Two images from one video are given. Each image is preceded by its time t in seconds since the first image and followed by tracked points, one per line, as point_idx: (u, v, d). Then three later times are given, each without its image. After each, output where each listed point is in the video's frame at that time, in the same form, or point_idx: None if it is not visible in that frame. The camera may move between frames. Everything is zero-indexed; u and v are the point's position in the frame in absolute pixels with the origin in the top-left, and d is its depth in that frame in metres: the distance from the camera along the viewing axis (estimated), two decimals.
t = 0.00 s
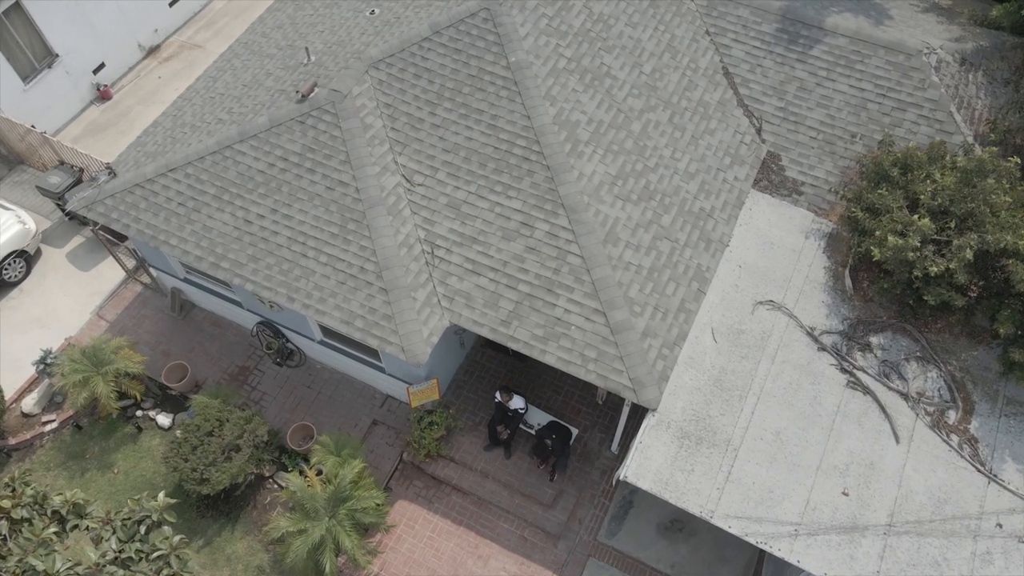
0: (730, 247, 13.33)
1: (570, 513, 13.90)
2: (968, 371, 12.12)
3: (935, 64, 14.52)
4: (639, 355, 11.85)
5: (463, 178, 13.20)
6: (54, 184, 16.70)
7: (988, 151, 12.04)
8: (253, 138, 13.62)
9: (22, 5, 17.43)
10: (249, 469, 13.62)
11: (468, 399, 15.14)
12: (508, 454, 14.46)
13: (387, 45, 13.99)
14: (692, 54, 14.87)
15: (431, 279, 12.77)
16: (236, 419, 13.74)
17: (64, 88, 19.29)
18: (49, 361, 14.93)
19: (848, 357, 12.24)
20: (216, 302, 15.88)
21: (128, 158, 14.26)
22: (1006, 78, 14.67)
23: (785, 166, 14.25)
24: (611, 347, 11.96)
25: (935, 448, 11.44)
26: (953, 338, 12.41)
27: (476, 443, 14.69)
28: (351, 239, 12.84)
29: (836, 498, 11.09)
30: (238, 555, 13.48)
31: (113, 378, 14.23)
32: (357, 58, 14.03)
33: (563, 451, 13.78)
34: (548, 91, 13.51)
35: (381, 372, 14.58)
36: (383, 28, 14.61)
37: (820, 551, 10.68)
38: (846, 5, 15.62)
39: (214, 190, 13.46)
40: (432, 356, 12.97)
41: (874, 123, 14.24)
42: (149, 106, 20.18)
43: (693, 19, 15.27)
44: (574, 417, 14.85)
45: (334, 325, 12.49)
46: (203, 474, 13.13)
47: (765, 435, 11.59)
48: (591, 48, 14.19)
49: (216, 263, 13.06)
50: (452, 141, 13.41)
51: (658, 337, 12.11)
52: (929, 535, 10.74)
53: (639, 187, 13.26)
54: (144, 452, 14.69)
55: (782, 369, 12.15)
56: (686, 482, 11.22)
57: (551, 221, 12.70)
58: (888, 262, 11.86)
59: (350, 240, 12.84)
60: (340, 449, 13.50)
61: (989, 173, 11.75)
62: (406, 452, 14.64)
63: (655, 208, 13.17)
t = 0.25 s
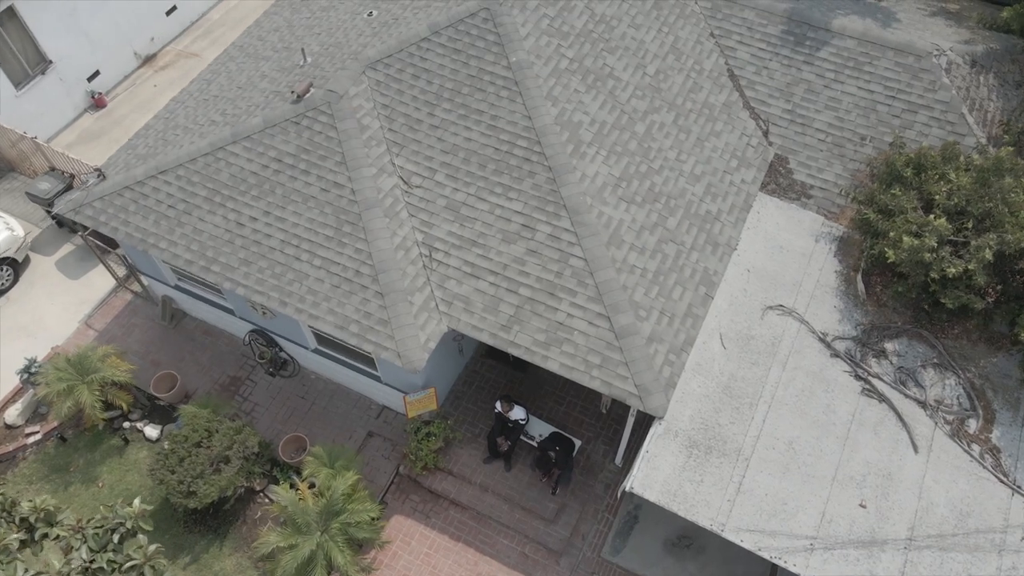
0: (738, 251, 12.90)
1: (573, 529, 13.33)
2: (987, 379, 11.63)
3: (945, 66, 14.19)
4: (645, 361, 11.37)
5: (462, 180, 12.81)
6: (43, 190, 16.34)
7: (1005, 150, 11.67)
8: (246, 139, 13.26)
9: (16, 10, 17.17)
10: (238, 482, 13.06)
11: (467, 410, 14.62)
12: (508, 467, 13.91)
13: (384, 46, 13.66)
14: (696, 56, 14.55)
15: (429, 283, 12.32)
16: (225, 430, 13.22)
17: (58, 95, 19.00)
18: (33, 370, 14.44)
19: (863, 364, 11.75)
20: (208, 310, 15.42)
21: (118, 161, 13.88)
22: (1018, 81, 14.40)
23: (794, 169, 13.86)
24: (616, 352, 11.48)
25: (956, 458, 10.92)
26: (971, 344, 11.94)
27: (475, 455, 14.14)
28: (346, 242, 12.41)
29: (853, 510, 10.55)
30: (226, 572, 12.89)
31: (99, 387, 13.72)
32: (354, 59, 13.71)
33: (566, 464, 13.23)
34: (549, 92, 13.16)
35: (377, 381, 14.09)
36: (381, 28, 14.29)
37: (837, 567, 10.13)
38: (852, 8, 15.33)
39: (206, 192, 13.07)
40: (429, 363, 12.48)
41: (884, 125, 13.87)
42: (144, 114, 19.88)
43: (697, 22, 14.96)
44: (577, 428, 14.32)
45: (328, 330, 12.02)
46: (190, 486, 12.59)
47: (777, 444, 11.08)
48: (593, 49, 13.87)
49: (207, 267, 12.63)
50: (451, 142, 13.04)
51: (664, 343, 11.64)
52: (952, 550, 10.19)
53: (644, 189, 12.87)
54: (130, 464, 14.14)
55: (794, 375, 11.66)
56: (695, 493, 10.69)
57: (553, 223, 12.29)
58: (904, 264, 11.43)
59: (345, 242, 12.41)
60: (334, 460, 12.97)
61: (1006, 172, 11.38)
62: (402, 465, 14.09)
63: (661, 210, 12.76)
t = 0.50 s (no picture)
0: (745, 253, 12.59)
1: (576, 540, 12.91)
2: (1003, 384, 11.26)
3: (953, 67, 13.94)
4: (649, 364, 11.03)
5: (461, 180, 12.52)
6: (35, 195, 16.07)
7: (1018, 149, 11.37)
8: (241, 139, 12.99)
9: (11, 14, 16.98)
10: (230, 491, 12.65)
11: (466, 417, 14.24)
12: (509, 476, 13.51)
13: (383, 45, 13.43)
14: (700, 57, 14.30)
15: (427, 285, 12.00)
16: (217, 437, 12.83)
17: (54, 100, 18.78)
18: (20, 377, 14.08)
19: (874, 368, 11.39)
20: (201, 316, 15.09)
21: (111, 162, 13.61)
22: None
23: (800, 171, 13.58)
24: (620, 356, 11.14)
25: (973, 465, 10.53)
26: (985, 348, 11.60)
27: (475, 464, 13.75)
28: (342, 243, 12.10)
29: (867, 519, 10.16)
30: None
31: (87, 393, 13.36)
32: (352, 59, 13.47)
33: (568, 472, 12.83)
34: (551, 91, 12.90)
35: (374, 388, 13.72)
36: (379, 29, 14.07)
37: None
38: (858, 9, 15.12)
39: (200, 193, 12.78)
40: (427, 367, 12.12)
41: (892, 126, 13.60)
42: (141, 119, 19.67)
43: (700, 23, 14.75)
44: (579, 437, 13.95)
45: (323, 333, 11.68)
46: (180, 496, 12.19)
47: (787, 450, 10.69)
48: (595, 49, 13.63)
49: (200, 269, 12.31)
50: (451, 142, 12.77)
51: (669, 346, 11.30)
52: (970, 561, 9.79)
53: (647, 189, 12.57)
54: (120, 473, 13.74)
55: (803, 380, 11.30)
56: (702, 501, 10.29)
57: (555, 223, 11.98)
58: (916, 265, 11.10)
59: (341, 244, 12.10)
60: (329, 469, 12.58)
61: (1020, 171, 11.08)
62: (399, 474, 13.69)
63: (665, 211, 12.46)
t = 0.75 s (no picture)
0: (751, 255, 12.29)
1: (578, 551, 12.50)
2: (1019, 388, 10.91)
3: (961, 67, 13.71)
4: (654, 367, 10.69)
5: (460, 180, 12.25)
6: (27, 199, 15.78)
7: None
8: (236, 139, 12.73)
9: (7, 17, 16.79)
10: (221, 499, 12.25)
11: (465, 424, 13.87)
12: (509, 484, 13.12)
13: (381, 45, 13.21)
14: (703, 58, 14.08)
15: (425, 286, 11.67)
16: (208, 444, 12.45)
17: (48, 105, 18.57)
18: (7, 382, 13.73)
19: (886, 371, 11.05)
20: (195, 321, 14.76)
21: (103, 162, 13.33)
22: None
23: (806, 172, 13.31)
24: (624, 358, 10.80)
25: (990, 471, 10.15)
26: (999, 351, 11.27)
27: (474, 473, 13.36)
28: (339, 243, 11.80)
29: (881, 527, 9.77)
30: None
31: (75, 399, 12.99)
32: (350, 58, 13.24)
33: (569, 480, 12.44)
34: (552, 90, 12.65)
35: (371, 394, 13.36)
36: (378, 28, 13.86)
37: None
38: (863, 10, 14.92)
39: (193, 194, 12.50)
40: (424, 371, 11.77)
41: (900, 127, 13.35)
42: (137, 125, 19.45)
43: (703, 23, 14.54)
44: (581, 444, 13.57)
45: (318, 335, 11.34)
46: (169, 504, 11.81)
47: (797, 456, 10.33)
48: (597, 48, 13.40)
49: (192, 270, 11.99)
50: (450, 142, 12.51)
51: (675, 348, 10.97)
52: (989, 570, 9.39)
53: (651, 189, 12.29)
54: (108, 482, 13.35)
55: (813, 383, 10.95)
56: (710, 508, 9.91)
57: (557, 223, 11.69)
58: (928, 264, 10.79)
59: (337, 244, 11.80)
60: (323, 476, 12.19)
61: None
62: (396, 483, 13.31)
63: (669, 211, 12.17)
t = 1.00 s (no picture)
0: (757, 254, 11.99)
1: (581, 560, 12.09)
2: None
3: (969, 66, 13.49)
4: (659, 367, 10.36)
5: (460, 178, 11.98)
6: (19, 201, 15.53)
7: None
8: (231, 137, 12.49)
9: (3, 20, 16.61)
10: (213, 506, 11.86)
11: (465, 430, 13.51)
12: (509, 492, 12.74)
13: (379, 42, 13.00)
14: (707, 57, 13.86)
15: (424, 285, 11.37)
16: (199, 448, 12.09)
17: (44, 108, 18.36)
18: None
19: (898, 372, 10.71)
20: (188, 325, 14.44)
21: (95, 161, 13.08)
22: None
23: (813, 171, 13.05)
24: (628, 359, 10.47)
25: (1009, 475, 9.78)
26: (1015, 352, 10.94)
27: (473, 480, 12.98)
28: (335, 242, 11.51)
29: (897, 533, 9.40)
30: None
31: (64, 403, 12.65)
32: (348, 56, 13.02)
33: (572, 487, 12.05)
34: (553, 87, 12.42)
35: (367, 398, 13.02)
36: (377, 27, 13.66)
37: None
38: (869, 10, 14.73)
39: (187, 192, 12.23)
40: (423, 373, 11.43)
41: (908, 126, 13.10)
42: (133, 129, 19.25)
43: (707, 23, 14.33)
44: (583, 451, 13.21)
45: (313, 335, 11.02)
46: (158, 511, 11.43)
47: (809, 459, 9.97)
48: (599, 46, 13.18)
49: (184, 269, 11.69)
50: (450, 139, 12.26)
51: (681, 349, 10.64)
52: None
53: (655, 187, 12.02)
54: (97, 489, 12.97)
55: (823, 385, 10.61)
56: (719, 513, 9.54)
57: (559, 221, 11.40)
58: (941, 261, 10.49)
59: (334, 242, 11.51)
60: (318, 482, 11.82)
61: None
62: (394, 490, 12.93)
63: (673, 210, 11.89)
